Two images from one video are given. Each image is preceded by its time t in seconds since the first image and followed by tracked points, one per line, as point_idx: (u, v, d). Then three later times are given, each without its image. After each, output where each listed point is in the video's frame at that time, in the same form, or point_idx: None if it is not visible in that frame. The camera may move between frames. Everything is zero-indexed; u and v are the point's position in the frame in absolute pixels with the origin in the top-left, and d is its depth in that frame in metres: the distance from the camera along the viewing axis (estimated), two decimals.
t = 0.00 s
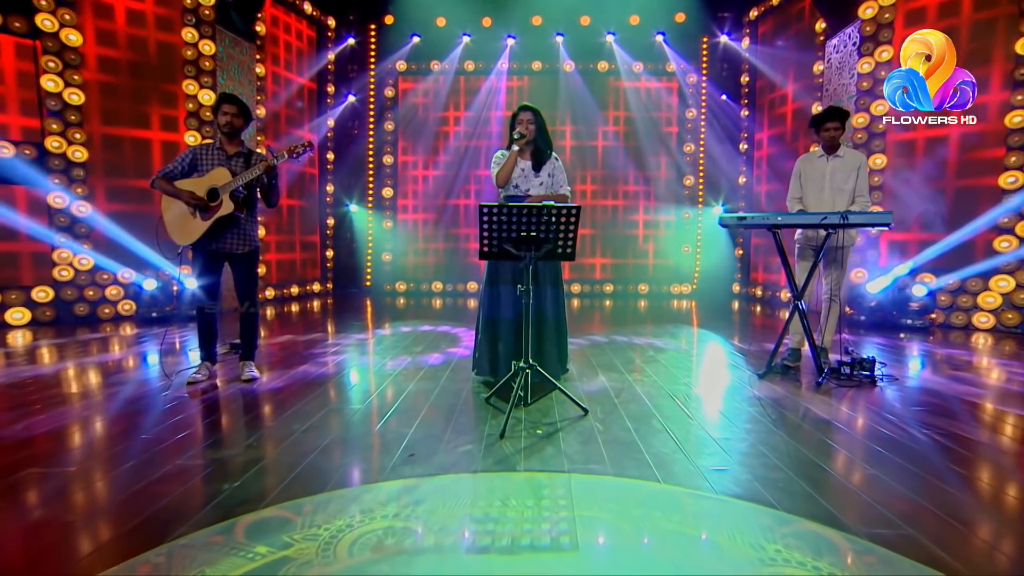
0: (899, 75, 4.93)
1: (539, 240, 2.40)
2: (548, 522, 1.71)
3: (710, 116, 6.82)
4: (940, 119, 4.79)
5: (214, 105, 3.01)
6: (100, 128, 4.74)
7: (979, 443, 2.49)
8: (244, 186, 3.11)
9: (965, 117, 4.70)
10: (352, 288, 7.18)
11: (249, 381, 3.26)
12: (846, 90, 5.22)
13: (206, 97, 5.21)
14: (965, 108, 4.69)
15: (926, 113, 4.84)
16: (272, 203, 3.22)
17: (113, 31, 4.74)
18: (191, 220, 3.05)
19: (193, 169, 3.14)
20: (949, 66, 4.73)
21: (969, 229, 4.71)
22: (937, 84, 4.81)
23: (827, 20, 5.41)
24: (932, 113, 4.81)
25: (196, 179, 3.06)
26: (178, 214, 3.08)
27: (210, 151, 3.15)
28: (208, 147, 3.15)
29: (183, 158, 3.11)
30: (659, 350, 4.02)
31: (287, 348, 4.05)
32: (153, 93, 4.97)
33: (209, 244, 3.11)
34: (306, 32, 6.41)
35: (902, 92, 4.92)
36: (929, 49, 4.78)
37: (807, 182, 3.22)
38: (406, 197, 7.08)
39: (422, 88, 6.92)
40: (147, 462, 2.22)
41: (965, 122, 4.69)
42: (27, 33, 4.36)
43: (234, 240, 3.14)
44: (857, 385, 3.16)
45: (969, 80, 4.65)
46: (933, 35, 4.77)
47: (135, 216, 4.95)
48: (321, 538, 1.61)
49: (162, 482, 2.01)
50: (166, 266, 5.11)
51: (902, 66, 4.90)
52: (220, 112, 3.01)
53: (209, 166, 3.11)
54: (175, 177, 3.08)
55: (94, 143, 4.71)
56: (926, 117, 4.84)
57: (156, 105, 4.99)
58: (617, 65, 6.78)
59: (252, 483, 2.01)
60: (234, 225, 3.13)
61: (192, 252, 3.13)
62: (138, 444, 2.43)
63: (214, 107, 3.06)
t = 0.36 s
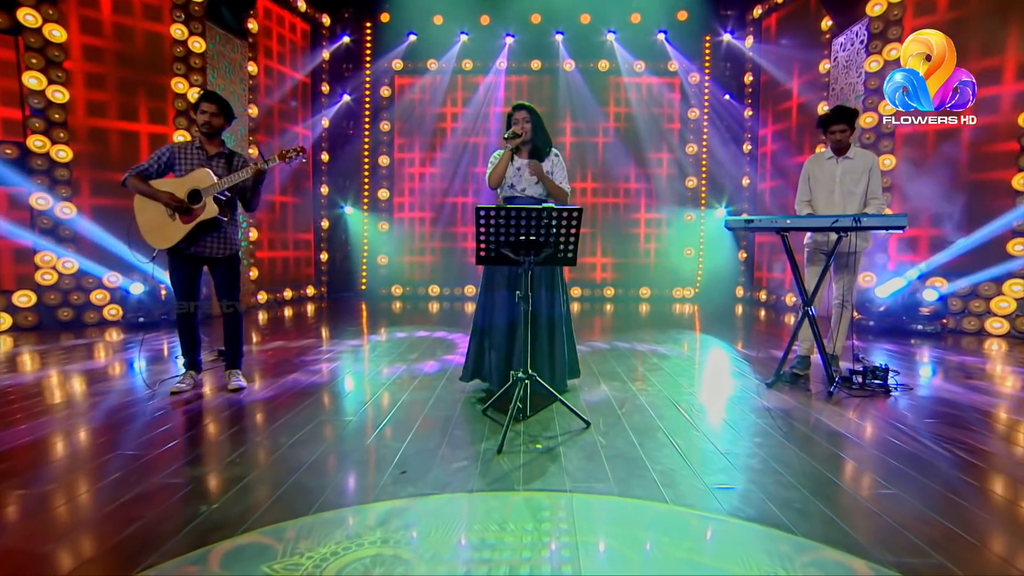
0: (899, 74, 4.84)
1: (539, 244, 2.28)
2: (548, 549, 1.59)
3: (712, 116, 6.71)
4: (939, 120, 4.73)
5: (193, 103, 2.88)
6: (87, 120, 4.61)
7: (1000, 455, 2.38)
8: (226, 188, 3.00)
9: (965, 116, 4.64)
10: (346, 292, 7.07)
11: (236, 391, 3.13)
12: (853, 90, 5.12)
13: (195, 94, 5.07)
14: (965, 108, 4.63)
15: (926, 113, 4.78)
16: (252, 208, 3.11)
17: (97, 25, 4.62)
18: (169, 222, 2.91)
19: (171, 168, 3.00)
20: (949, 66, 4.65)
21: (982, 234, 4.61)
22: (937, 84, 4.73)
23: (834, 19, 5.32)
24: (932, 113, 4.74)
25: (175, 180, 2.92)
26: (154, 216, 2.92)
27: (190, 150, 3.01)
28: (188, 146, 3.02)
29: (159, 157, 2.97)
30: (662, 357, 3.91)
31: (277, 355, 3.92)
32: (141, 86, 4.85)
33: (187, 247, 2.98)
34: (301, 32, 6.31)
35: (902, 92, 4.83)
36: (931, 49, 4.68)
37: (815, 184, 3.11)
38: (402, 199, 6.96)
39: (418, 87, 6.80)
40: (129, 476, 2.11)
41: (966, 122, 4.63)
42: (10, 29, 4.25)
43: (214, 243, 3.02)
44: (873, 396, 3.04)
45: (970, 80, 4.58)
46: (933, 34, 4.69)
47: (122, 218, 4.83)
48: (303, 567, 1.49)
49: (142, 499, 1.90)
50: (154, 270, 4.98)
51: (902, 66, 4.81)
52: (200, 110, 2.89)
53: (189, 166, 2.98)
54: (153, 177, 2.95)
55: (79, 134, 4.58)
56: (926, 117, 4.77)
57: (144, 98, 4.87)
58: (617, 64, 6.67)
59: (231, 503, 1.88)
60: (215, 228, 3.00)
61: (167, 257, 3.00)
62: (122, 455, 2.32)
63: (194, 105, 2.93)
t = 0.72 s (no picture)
0: (897, 74, 4.75)
1: (540, 249, 2.17)
2: None
3: (716, 116, 6.62)
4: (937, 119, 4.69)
5: (170, 105, 2.77)
6: (72, 115, 4.49)
7: None
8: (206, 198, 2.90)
9: (965, 117, 4.62)
10: (343, 297, 6.96)
11: (222, 401, 3.00)
12: (859, 88, 5.00)
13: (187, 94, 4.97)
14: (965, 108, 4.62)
15: (926, 113, 4.72)
16: (224, 217, 3.03)
17: (86, 25, 4.51)
18: (143, 228, 2.77)
19: (143, 170, 2.86)
20: (949, 66, 4.62)
21: (999, 240, 4.55)
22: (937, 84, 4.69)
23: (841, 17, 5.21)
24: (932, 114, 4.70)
25: (151, 184, 2.79)
26: (125, 220, 2.77)
27: (163, 150, 2.88)
28: (162, 146, 2.89)
29: (130, 156, 2.82)
30: (665, 365, 3.79)
31: (268, 363, 3.80)
32: (131, 82, 4.75)
33: (160, 252, 2.86)
34: (295, 31, 6.22)
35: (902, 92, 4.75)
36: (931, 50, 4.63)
37: (824, 188, 2.99)
38: (401, 201, 6.86)
39: (415, 87, 6.70)
40: (102, 495, 1.98)
41: (965, 122, 4.62)
42: None
43: (189, 251, 2.92)
44: (888, 407, 2.92)
45: (969, 80, 4.59)
46: (933, 35, 4.64)
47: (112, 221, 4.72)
48: None
49: (117, 522, 1.78)
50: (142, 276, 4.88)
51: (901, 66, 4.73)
52: (176, 111, 2.78)
53: (164, 170, 2.86)
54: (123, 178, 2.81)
55: (65, 132, 4.46)
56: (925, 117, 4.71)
57: (134, 97, 4.76)
58: (619, 64, 6.58)
59: (212, 525, 1.76)
60: (191, 236, 2.91)
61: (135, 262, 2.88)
62: (104, 470, 2.20)
63: (171, 105, 2.81)
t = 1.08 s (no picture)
0: (897, 75, 4.68)
1: (541, 257, 2.05)
2: None
3: (721, 120, 6.52)
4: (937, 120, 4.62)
5: (145, 104, 2.67)
6: (62, 118, 4.41)
7: None
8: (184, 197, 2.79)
9: (965, 116, 4.54)
10: (339, 304, 6.84)
11: (209, 416, 2.89)
12: (868, 91, 4.91)
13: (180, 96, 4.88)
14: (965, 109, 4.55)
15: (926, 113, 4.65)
16: (205, 221, 2.94)
17: (75, 27, 4.46)
18: (117, 235, 2.66)
19: (116, 173, 2.77)
20: (949, 66, 4.55)
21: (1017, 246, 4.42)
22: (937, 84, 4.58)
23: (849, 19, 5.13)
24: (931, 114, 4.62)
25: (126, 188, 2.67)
26: (99, 228, 2.65)
27: (139, 154, 2.80)
28: (136, 149, 2.80)
29: (105, 159, 2.72)
30: (671, 376, 3.67)
31: (261, 374, 3.68)
32: (123, 85, 4.68)
33: (138, 261, 2.77)
34: (291, 34, 6.17)
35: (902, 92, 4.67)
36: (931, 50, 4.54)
37: (838, 193, 2.89)
38: (399, 207, 6.75)
39: (415, 91, 6.62)
40: (74, 518, 1.87)
41: (965, 122, 4.54)
42: None
43: (170, 258, 2.83)
44: (908, 423, 2.79)
45: (970, 79, 4.51)
46: (933, 35, 4.56)
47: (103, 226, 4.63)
48: None
49: (86, 550, 1.67)
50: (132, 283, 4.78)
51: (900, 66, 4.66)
52: (152, 111, 2.68)
53: (138, 173, 2.77)
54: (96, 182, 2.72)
55: (53, 135, 4.38)
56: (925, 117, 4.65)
57: (126, 100, 4.69)
58: (622, 67, 6.49)
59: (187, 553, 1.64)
60: (170, 241, 2.83)
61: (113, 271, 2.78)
62: (80, 489, 2.09)
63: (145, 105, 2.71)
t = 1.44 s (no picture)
0: (897, 74, 4.64)
1: (540, 268, 1.94)
2: None
3: (726, 124, 6.42)
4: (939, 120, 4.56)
5: (120, 107, 2.57)
6: (53, 122, 4.36)
7: None
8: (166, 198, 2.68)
9: (966, 117, 4.48)
10: (338, 313, 6.74)
11: (195, 432, 2.77)
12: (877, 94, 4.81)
13: (173, 102, 4.80)
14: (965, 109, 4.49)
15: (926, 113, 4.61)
16: (195, 221, 2.79)
17: (68, 32, 4.41)
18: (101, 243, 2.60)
19: (104, 181, 2.71)
20: (949, 65, 4.51)
21: None
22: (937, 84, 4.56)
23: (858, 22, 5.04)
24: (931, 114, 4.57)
25: (106, 195, 2.62)
26: (86, 237, 2.61)
27: (121, 159, 2.71)
28: (123, 155, 2.72)
29: (90, 169, 2.68)
30: (676, 390, 3.54)
31: (254, 387, 3.57)
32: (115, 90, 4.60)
33: (126, 270, 2.67)
34: (290, 39, 6.10)
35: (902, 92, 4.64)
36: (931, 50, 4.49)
37: (853, 198, 2.77)
38: (399, 213, 6.67)
39: (415, 96, 6.55)
40: (42, 544, 1.75)
41: (966, 122, 4.48)
42: None
43: (161, 265, 2.71)
44: (930, 441, 2.66)
45: (969, 79, 4.44)
46: (934, 34, 4.51)
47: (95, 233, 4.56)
48: None
49: None
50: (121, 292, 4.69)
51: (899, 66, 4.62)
52: (128, 115, 2.58)
53: (123, 177, 2.68)
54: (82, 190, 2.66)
55: (44, 140, 4.33)
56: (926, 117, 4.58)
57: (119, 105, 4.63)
58: (625, 71, 6.41)
59: None
60: (157, 246, 2.71)
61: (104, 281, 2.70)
62: (52, 510, 1.98)
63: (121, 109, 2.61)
